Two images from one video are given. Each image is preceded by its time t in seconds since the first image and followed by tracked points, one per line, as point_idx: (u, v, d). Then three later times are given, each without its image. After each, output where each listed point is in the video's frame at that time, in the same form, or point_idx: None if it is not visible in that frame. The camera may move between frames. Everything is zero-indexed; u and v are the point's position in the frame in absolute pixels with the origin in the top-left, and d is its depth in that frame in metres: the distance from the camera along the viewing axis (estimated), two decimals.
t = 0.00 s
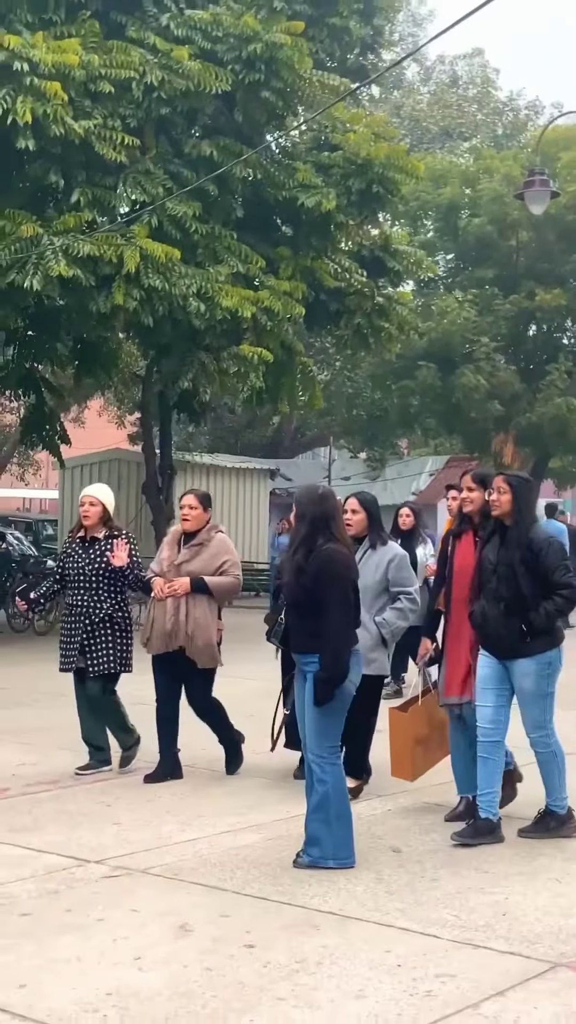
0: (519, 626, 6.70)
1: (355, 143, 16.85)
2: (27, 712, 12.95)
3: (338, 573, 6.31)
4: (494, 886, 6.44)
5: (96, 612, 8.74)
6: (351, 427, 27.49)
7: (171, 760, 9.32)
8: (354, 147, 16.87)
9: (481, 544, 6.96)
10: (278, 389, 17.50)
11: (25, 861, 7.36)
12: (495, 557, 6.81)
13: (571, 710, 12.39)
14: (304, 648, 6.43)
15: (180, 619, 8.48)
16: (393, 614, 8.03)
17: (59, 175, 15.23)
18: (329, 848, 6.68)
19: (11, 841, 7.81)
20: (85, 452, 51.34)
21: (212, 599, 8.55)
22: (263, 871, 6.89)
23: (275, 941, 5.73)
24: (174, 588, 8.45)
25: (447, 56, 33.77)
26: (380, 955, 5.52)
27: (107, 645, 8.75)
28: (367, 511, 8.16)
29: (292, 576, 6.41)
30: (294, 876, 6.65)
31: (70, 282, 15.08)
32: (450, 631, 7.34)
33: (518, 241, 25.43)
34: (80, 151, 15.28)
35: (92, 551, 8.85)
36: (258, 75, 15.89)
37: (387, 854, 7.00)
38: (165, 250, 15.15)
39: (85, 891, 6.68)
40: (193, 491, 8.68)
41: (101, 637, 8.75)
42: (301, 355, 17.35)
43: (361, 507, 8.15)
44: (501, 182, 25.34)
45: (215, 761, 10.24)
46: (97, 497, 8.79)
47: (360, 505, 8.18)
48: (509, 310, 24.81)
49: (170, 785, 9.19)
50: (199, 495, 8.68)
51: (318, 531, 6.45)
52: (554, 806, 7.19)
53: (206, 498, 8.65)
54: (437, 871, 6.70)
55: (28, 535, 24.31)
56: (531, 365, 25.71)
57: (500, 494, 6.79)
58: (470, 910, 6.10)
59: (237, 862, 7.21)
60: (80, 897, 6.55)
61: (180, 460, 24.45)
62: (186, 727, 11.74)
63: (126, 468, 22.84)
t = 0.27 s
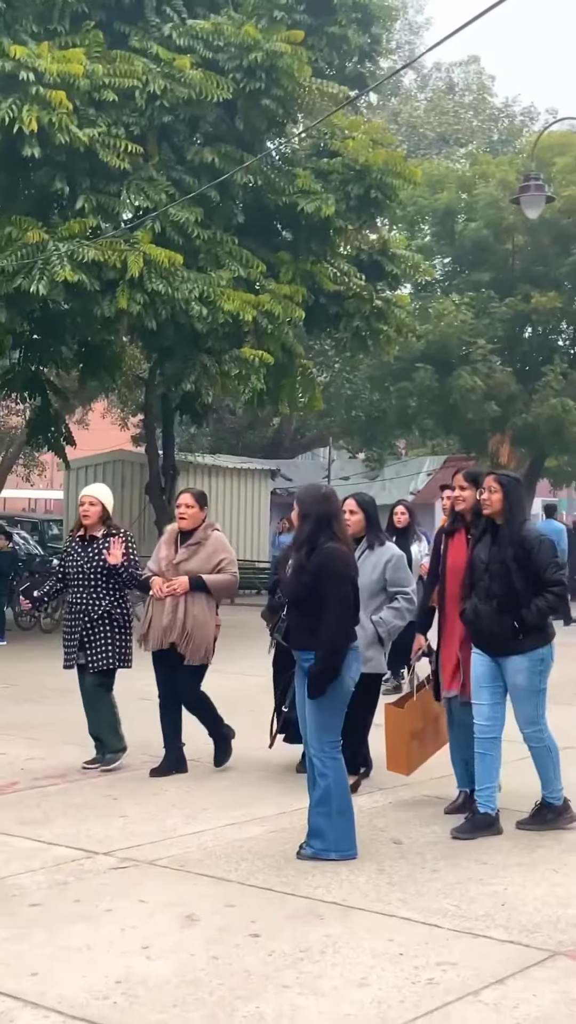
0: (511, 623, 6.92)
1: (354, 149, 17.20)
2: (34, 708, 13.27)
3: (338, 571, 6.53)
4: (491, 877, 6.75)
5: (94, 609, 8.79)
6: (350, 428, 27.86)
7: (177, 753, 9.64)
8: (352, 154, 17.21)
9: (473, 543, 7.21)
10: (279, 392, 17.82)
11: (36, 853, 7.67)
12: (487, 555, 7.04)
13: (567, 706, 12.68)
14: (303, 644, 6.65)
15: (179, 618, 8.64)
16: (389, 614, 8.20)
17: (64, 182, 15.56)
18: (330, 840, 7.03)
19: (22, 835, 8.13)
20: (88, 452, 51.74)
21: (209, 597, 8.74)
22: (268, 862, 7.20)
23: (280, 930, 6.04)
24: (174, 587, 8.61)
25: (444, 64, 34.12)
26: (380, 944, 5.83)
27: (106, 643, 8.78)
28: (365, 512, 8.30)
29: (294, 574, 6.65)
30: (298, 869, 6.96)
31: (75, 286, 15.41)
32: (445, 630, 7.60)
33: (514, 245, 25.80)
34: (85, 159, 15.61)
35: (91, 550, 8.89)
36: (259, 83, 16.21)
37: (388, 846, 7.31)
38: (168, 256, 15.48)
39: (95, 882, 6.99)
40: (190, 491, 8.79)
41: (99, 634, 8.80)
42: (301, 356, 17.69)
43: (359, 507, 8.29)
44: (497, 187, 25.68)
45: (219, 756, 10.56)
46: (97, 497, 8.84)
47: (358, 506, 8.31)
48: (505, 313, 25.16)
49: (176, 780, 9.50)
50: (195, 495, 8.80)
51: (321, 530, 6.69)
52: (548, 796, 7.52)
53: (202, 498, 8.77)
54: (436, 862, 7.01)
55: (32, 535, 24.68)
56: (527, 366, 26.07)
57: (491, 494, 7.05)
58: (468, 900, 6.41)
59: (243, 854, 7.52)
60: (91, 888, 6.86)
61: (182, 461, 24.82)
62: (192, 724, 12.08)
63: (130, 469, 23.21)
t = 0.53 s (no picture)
0: (505, 621, 7.21)
1: (356, 156, 17.52)
2: (43, 706, 13.57)
3: (339, 573, 6.82)
4: (491, 873, 7.03)
5: (93, 610, 8.80)
6: (351, 430, 28.18)
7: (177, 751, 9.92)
8: (355, 161, 17.52)
9: (466, 542, 7.51)
10: (282, 396, 18.13)
11: (48, 849, 7.96)
12: (480, 555, 7.33)
13: (564, 703, 12.98)
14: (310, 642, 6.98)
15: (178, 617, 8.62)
16: (389, 614, 8.42)
17: (71, 189, 15.88)
18: (336, 837, 7.30)
19: (34, 831, 8.42)
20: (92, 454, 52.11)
21: (209, 596, 8.71)
22: (275, 857, 7.48)
23: (287, 923, 6.32)
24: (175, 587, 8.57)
25: (444, 72, 34.41)
26: (383, 938, 6.11)
27: (105, 643, 8.78)
28: (366, 514, 8.52)
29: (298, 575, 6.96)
30: (304, 864, 7.25)
31: (82, 292, 15.73)
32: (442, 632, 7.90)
33: (514, 250, 26.11)
34: (92, 166, 15.92)
35: (88, 550, 8.89)
36: (262, 92, 16.49)
37: (392, 841, 7.59)
38: (173, 262, 15.79)
39: (106, 877, 7.28)
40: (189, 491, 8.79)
41: (98, 634, 8.80)
42: (304, 359, 18.00)
43: (360, 509, 8.52)
44: (497, 193, 25.98)
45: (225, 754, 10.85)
46: (96, 499, 8.84)
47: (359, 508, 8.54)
48: (505, 317, 25.46)
49: (184, 778, 9.79)
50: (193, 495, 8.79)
51: (324, 532, 6.98)
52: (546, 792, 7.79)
53: (200, 498, 8.79)
54: (437, 858, 7.29)
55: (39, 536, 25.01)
56: (526, 369, 26.37)
57: (483, 495, 7.31)
58: (468, 895, 6.69)
59: (250, 849, 7.81)
60: (103, 884, 7.15)
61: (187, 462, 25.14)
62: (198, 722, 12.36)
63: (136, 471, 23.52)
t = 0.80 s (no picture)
0: (508, 626, 7.12)
1: (364, 161, 17.48)
2: (51, 713, 13.52)
3: (349, 581, 6.75)
4: (503, 880, 6.96)
5: (90, 621, 8.74)
6: (360, 435, 28.13)
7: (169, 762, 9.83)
8: (362, 166, 17.49)
9: (468, 548, 7.43)
10: (290, 401, 18.07)
11: (57, 857, 7.91)
12: (483, 561, 7.26)
13: (575, 707, 12.89)
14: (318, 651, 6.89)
15: (178, 625, 8.53)
16: (394, 618, 8.34)
17: (78, 196, 15.86)
18: (345, 845, 7.22)
19: (42, 839, 8.37)
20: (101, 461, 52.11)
21: (210, 604, 8.60)
22: (285, 865, 7.42)
23: (298, 931, 6.26)
24: (176, 594, 8.42)
25: (451, 76, 34.36)
26: (396, 946, 6.05)
27: (103, 654, 8.72)
28: (373, 518, 8.44)
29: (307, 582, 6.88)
30: (314, 872, 7.19)
31: (89, 298, 15.70)
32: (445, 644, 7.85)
33: (523, 254, 26.05)
34: (99, 173, 15.91)
35: (86, 561, 8.83)
36: (269, 97, 16.46)
37: (402, 849, 7.53)
38: (181, 268, 15.75)
39: (116, 885, 7.22)
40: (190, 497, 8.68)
41: (96, 645, 8.75)
42: (312, 365, 17.95)
43: (366, 513, 8.44)
44: (506, 197, 25.91)
45: (234, 761, 10.79)
46: (94, 508, 8.76)
47: (366, 512, 8.47)
48: (514, 321, 25.37)
49: (193, 785, 9.73)
50: (194, 501, 8.66)
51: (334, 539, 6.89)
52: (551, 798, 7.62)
53: (200, 504, 8.68)
54: (448, 865, 7.23)
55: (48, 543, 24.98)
56: (536, 374, 26.27)
57: (484, 499, 7.23)
58: (480, 903, 6.62)
59: (259, 857, 7.74)
60: (112, 891, 7.10)
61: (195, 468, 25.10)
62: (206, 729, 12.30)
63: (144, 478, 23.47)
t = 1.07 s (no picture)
0: (514, 631, 7.02)
1: (374, 163, 17.41)
2: (61, 718, 13.44)
3: (362, 590, 6.64)
4: (516, 886, 6.87)
5: (89, 628, 8.63)
6: (370, 438, 28.04)
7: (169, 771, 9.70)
8: (372, 168, 17.44)
9: (471, 553, 7.32)
10: (299, 405, 17.98)
11: (67, 862, 7.84)
12: (486, 566, 7.15)
13: None
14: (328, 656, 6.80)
15: (180, 632, 8.43)
16: (399, 622, 8.20)
17: (87, 199, 15.81)
18: (356, 852, 7.11)
19: (51, 844, 8.30)
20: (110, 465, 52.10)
21: (212, 611, 8.51)
22: (296, 870, 7.34)
23: (308, 937, 6.18)
24: (179, 601, 8.36)
25: (462, 76, 34.26)
26: (407, 952, 5.96)
27: (101, 662, 8.62)
28: (378, 519, 8.29)
29: (318, 589, 6.77)
30: (325, 877, 7.10)
31: (98, 302, 15.64)
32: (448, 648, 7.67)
33: (533, 256, 25.95)
34: (108, 176, 15.85)
35: (85, 568, 8.74)
36: (279, 100, 16.41)
37: (414, 853, 7.44)
38: (190, 271, 15.69)
39: (126, 891, 7.15)
40: (191, 503, 8.58)
41: (94, 653, 8.65)
42: (322, 368, 17.85)
43: (371, 514, 8.29)
44: (516, 199, 25.81)
45: (244, 765, 10.70)
46: (93, 515, 8.67)
47: (371, 513, 8.31)
48: (525, 324, 25.25)
49: (202, 790, 9.65)
50: (196, 506, 8.56)
51: (345, 545, 6.78)
52: (553, 798, 7.50)
53: (202, 510, 8.57)
54: (461, 870, 7.13)
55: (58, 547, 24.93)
56: (547, 377, 26.11)
57: (487, 503, 7.12)
58: (492, 908, 6.53)
59: (269, 862, 7.66)
60: (122, 897, 7.02)
61: (205, 472, 25.03)
62: (215, 733, 12.22)
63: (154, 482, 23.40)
